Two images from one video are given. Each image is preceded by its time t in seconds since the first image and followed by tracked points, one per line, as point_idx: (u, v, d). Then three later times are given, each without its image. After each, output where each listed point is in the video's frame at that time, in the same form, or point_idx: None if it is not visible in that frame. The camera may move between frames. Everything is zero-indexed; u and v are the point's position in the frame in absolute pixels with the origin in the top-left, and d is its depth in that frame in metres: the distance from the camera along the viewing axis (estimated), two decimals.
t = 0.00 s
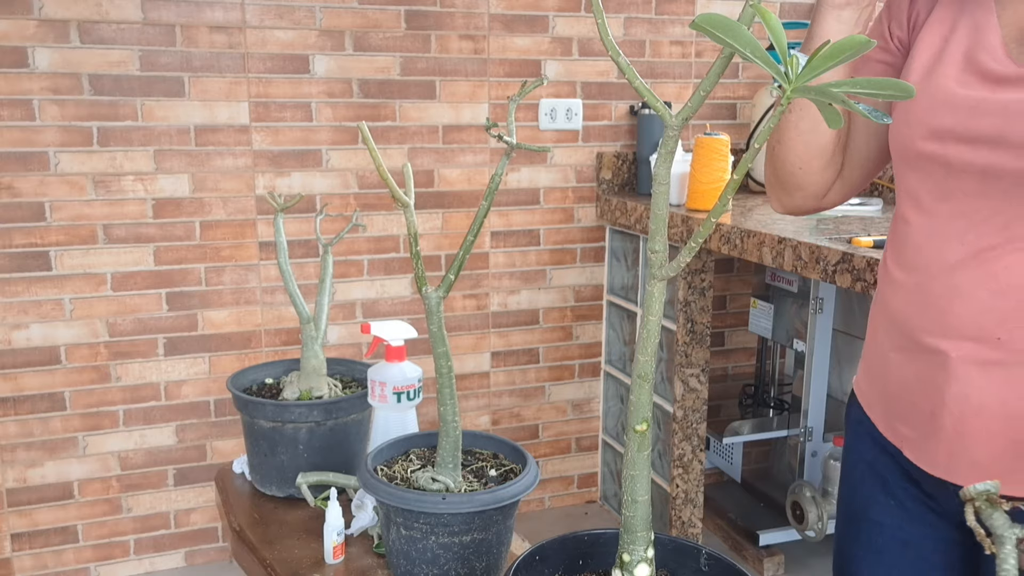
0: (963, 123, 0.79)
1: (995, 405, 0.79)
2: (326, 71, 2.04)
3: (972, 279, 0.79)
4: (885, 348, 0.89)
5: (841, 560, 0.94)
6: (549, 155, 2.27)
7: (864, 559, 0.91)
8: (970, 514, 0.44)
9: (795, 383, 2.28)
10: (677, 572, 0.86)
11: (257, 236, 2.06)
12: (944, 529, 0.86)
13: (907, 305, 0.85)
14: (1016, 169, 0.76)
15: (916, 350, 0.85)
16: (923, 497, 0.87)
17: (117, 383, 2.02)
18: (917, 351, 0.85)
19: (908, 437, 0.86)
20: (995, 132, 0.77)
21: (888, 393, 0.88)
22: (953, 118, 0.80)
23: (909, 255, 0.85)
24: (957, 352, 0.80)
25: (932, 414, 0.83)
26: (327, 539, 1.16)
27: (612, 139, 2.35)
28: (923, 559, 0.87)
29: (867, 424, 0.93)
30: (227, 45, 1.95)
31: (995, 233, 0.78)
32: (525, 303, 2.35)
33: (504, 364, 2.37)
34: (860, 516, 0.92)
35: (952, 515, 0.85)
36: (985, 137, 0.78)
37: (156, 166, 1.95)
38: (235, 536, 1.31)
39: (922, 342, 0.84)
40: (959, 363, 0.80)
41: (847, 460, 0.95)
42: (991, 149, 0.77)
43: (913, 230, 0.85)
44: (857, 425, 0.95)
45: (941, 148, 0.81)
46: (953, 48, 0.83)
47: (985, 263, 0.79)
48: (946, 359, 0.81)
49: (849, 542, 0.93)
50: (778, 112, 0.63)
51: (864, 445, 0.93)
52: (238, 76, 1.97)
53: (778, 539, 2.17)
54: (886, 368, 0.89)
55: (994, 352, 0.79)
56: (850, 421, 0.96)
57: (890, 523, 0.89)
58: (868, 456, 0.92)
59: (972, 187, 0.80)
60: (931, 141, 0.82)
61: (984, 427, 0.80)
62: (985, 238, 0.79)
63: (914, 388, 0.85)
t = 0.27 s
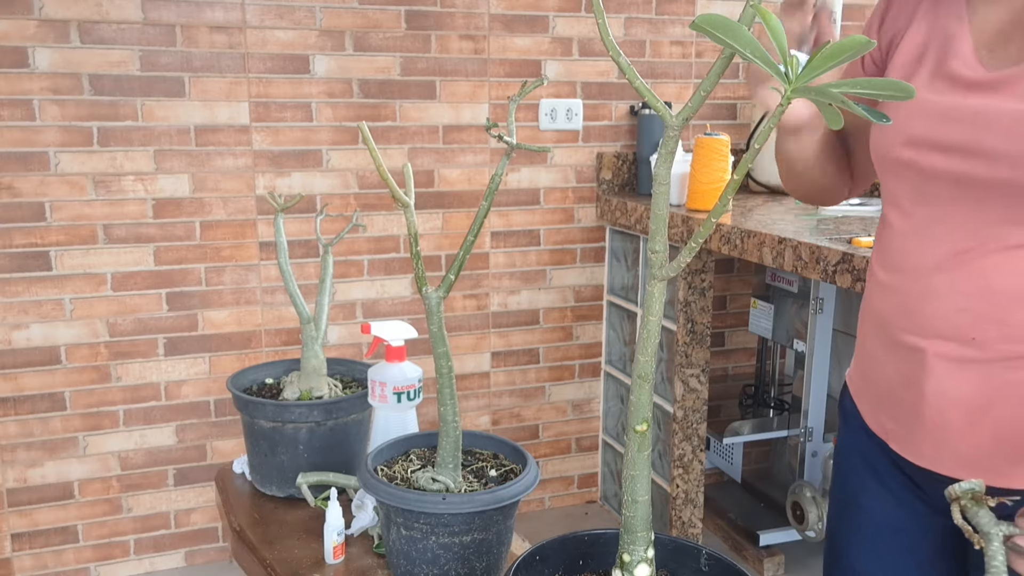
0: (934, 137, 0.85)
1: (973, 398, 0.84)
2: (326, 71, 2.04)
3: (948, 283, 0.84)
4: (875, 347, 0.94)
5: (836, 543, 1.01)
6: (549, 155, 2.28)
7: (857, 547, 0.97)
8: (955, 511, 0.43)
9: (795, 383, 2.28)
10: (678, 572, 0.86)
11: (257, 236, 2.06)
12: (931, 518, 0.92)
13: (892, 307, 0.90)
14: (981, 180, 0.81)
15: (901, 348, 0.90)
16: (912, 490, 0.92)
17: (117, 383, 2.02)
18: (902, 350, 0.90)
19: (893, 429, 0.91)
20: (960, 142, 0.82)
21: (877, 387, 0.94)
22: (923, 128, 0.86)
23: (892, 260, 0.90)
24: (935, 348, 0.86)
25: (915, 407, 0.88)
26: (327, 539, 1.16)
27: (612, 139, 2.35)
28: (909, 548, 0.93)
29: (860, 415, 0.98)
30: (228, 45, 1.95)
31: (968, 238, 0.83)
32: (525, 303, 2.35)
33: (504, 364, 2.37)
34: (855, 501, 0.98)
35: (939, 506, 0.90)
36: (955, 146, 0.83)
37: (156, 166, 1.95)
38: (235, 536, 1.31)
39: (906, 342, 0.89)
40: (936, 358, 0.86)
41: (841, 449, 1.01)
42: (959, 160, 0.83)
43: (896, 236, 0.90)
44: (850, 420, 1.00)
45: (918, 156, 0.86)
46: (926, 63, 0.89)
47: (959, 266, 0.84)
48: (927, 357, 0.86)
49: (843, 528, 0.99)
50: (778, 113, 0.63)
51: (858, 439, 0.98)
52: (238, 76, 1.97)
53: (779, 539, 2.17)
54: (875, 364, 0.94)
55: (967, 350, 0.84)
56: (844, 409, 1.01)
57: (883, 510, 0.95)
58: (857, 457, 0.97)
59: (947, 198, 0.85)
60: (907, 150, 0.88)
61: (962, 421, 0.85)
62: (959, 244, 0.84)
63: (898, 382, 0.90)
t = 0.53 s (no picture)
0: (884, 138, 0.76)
1: (938, 399, 0.74)
2: (327, 71, 2.04)
3: (908, 272, 0.75)
4: (836, 344, 0.85)
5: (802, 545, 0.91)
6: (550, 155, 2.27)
7: (822, 547, 0.87)
8: (963, 513, 0.37)
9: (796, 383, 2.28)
10: (678, 572, 0.86)
11: (257, 236, 2.06)
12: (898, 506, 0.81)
13: (850, 298, 0.81)
14: (936, 171, 0.72)
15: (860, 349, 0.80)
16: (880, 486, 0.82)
17: (117, 383, 2.02)
18: (862, 346, 0.80)
19: (857, 433, 0.81)
20: (912, 137, 0.73)
21: (838, 389, 0.84)
22: (871, 129, 0.77)
23: (851, 250, 0.82)
24: (893, 341, 0.76)
25: (878, 410, 0.78)
26: (327, 539, 1.16)
27: (613, 139, 2.35)
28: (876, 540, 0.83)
29: (823, 416, 0.88)
30: (228, 45, 1.95)
31: (929, 225, 0.74)
32: (525, 303, 2.35)
33: (505, 364, 2.37)
34: (815, 499, 0.88)
35: (903, 494, 0.80)
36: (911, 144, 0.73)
37: (156, 166, 1.95)
38: (235, 537, 1.31)
39: (866, 334, 0.79)
40: (897, 352, 0.76)
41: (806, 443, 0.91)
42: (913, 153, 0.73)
43: (854, 231, 0.81)
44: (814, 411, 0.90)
45: (869, 162, 0.77)
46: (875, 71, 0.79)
47: (920, 256, 0.74)
48: (888, 353, 0.77)
49: (808, 526, 0.89)
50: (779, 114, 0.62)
51: (820, 437, 0.88)
52: (239, 76, 1.97)
53: (779, 539, 2.17)
54: (834, 366, 0.85)
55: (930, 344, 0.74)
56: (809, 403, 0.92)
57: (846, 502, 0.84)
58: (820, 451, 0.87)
59: (904, 192, 0.75)
60: (858, 157, 0.79)
61: (927, 418, 0.74)
62: (920, 233, 0.74)
63: (860, 384, 0.80)
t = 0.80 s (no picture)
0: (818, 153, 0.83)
1: (906, 370, 0.82)
2: (327, 71, 2.04)
3: (864, 264, 0.82)
4: (790, 336, 0.92)
5: (764, 530, 0.97)
6: (550, 155, 2.27)
7: (789, 529, 0.94)
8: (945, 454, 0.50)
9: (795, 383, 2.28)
10: (678, 572, 0.86)
11: (258, 236, 2.06)
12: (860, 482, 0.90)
13: (807, 294, 0.88)
14: (874, 171, 0.80)
15: (821, 340, 0.88)
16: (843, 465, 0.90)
17: (117, 383, 2.02)
18: (823, 335, 0.87)
19: (824, 417, 0.89)
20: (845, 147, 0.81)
21: (797, 377, 0.91)
22: (806, 149, 0.84)
23: (796, 252, 0.88)
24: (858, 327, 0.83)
25: (846, 391, 0.86)
26: (327, 539, 1.16)
27: (613, 139, 2.35)
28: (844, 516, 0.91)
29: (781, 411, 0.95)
30: (228, 45, 1.95)
31: (876, 219, 0.81)
32: (525, 303, 2.35)
33: (505, 364, 2.37)
34: (779, 483, 0.95)
35: (869, 473, 0.89)
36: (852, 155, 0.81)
37: (157, 166, 1.95)
38: (235, 536, 1.31)
39: (828, 325, 0.86)
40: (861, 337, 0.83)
41: (762, 434, 0.98)
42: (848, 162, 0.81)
43: (798, 237, 0.88)
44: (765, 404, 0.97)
45: (805, 177, 0.85)
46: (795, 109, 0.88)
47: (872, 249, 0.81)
48: (852, 339, 0.84)
49: (769, 510, 0.96)
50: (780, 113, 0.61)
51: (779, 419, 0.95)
52: (239, 76, 1.97)
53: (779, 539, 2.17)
54: (790, 357, 0.91)
55: (895, 324, 0.81)
56: (758, 398, 0.99)
57: (815, 484, 0.92)
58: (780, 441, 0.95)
59: (844, 194, 0.83)
60: (793, 173, 0.86)
61: (895, 390, 0.83)
62: (866, 228, 0.82)
63: (824, 371, 0.88)
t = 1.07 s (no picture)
0: (786, 169, 0.91)
1: (897, 349, 0.90)
2: (327, 71, 2.04)
3: (849, 262, 0.89)
4: (778, 332, 0.99)
5: (753, 526, 1.05)
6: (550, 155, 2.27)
7: (779, 522, 1.02)
8: (957, 436, 0.59)
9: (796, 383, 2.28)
10: (678, 572, 0.86)
11: (258, 236, 2.06)
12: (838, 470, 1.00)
13: (795, 294, 0.95)
14: (849, 177, 0.87)
15: (810, 333, 0.96)
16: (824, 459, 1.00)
17: (118, 383, 2.02)
18: (812, 328, 0.95)
19: (820, 404, 0.97)
20: (812, 159, 0.89)
21: (790, 371, 0.98)
22: (774, 166, 0.92)
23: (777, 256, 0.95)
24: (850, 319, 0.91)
25: (841, 378, 0.94)
26: (328, 539, 1.16)
27: (613, 139, 2.35)
28: (827, 503, 1.00)
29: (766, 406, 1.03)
30: (228, 45, 1.95)
31: (852, 219, 0.89)
32: (526, 303, 2.35)
33: (505, 364, 2.37)
34: (764, 480, 1.04)
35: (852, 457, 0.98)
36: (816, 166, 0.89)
37: (157, 166, 1.95)
38: (235, 536, 1.31)
39: (820, 320, 0.94)
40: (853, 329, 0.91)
41: (742, 435, 1.06)
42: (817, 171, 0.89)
43: (776, 245, 0.95)
44: (746, 408, 1.06)
45: (779, 195, 0.93)
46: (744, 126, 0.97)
47: (854, 248, 0.89)
48: (843, 329, 0.92)
49: (757, 506, 1.05)
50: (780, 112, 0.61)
51: (761, 413, 1.04)
52: (239, 76, 1.97)
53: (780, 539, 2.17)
54: (780, 352, 0.99)
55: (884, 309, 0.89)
56: (737, 401, 1.08)
57: (799, 478, 1.01)
58: (766, 445, 1.03)
59: (818, 204, 0.91)
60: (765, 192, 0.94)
61: (889, 369, 0.91)
62: (843, 229, 0.89)
63: (817, 362, 0.95)
